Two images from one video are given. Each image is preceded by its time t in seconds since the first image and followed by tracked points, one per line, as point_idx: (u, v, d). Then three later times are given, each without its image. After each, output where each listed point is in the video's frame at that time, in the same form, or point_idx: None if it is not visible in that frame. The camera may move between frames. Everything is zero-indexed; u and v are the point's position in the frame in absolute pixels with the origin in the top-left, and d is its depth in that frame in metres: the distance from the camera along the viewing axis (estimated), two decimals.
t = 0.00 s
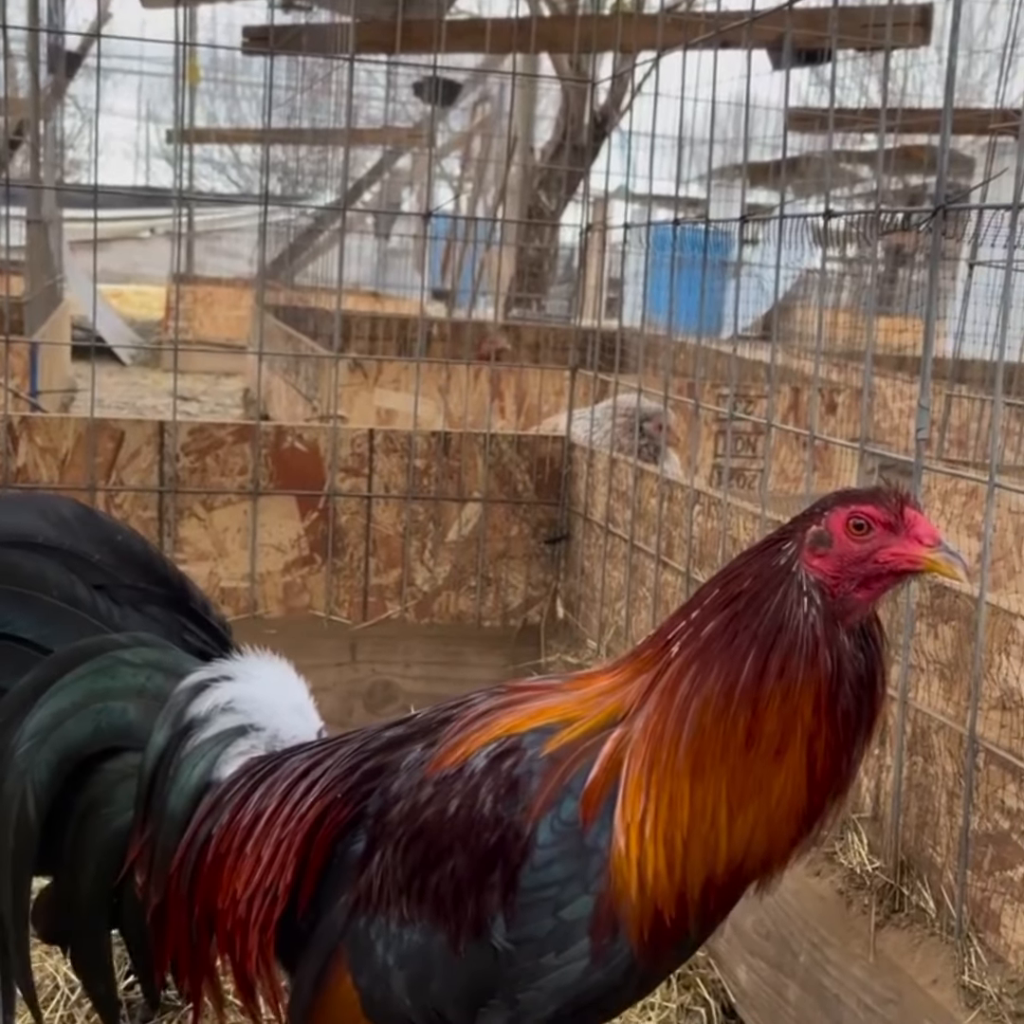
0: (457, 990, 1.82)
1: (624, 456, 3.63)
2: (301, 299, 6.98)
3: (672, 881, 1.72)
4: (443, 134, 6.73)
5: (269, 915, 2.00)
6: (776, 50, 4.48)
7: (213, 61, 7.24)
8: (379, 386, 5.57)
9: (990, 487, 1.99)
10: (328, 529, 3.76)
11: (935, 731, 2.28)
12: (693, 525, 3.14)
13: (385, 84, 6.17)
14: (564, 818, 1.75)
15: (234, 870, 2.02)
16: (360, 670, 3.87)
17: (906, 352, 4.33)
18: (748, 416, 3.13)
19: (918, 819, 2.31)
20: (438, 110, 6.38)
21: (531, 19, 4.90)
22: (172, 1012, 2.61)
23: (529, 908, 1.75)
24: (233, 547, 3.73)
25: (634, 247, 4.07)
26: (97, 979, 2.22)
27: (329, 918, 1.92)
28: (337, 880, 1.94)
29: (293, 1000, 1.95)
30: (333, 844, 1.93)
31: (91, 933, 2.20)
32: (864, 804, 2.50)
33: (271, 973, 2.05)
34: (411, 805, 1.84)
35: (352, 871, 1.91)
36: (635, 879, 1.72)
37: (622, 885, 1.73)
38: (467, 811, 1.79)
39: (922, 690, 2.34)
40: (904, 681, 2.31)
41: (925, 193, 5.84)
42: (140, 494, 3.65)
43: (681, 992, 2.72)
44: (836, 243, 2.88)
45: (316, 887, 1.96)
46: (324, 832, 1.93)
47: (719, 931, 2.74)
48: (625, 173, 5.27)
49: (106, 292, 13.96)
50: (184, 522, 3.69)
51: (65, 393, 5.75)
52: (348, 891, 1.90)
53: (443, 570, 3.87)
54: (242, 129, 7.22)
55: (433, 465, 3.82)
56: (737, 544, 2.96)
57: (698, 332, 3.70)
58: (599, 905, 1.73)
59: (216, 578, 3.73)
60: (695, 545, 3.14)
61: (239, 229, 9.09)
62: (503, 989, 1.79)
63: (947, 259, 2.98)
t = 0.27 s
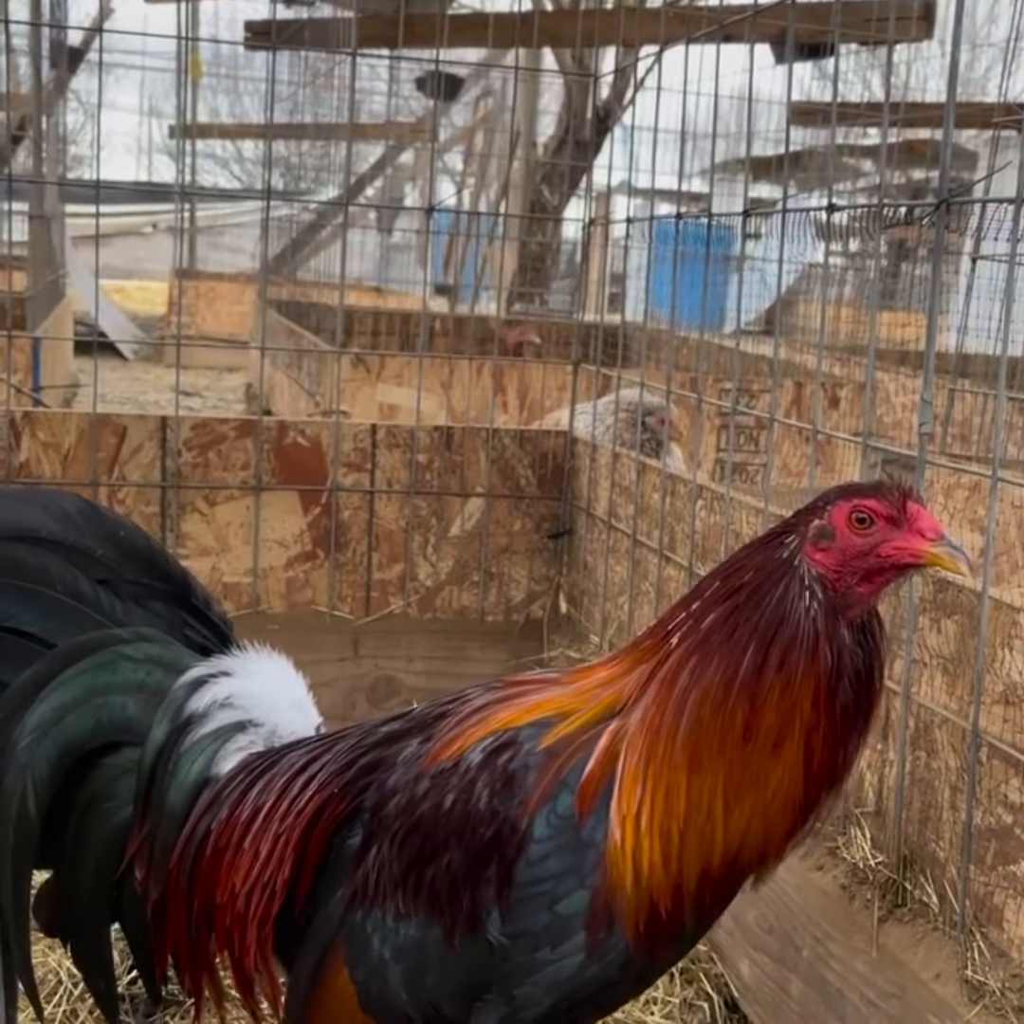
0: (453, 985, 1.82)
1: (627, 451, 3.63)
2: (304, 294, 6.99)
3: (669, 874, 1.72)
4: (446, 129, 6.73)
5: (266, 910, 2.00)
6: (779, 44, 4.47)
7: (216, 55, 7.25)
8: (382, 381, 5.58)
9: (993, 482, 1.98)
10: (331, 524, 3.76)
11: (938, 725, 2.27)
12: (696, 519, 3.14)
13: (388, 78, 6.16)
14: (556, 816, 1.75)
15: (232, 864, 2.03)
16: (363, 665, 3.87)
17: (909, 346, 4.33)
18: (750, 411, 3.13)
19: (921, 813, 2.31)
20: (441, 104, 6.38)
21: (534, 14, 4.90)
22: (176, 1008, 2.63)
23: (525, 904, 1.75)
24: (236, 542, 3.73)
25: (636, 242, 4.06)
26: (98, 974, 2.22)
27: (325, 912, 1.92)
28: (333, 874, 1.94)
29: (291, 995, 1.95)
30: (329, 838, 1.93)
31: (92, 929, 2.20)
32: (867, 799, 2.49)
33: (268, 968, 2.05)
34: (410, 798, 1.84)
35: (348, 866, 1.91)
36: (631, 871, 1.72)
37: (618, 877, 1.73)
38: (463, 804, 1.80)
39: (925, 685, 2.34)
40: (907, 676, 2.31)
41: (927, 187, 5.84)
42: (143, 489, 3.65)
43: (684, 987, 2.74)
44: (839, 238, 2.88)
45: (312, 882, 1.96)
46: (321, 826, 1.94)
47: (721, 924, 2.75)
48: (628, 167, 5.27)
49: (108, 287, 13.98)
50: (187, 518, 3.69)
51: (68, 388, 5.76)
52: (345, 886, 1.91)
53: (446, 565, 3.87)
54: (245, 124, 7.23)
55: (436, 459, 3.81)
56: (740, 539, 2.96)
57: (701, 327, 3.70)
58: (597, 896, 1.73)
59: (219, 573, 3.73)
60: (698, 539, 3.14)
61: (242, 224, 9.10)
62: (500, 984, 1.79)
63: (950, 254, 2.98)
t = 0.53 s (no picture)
0: (452, 980, 1.86)
1: (637, 446, 3.63)
2: (314, 290, 7.00)
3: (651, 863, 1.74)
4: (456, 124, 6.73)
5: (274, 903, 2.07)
6: (790, 38, 4.46)
7: (227, 51, 7.25)
8: (392, 376, 5.58)
9: (1004, 476, 1.97)
10: (341, 520, 3.76)
11: (949, 720, 2.27)
12: (706, 514, 3.13)
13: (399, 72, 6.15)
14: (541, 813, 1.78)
15: (240, 859, 2.09)
16: (374, 660, 3.88)
17: (921, 341, 4.31)
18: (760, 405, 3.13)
19: (932, 808, 2.30)
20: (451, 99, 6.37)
21: (544, 8, 4.89)
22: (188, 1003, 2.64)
23: (516, 902, 1.79)
24: (246, 538, 3.74)
25: (647, 235, 4.05)
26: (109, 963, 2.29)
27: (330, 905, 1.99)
28: (337, 869, 2.01)
29: (299, 985, 2.01)
30: (333, 831, 2.01)
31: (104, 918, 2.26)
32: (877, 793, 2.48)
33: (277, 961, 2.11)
34: (411, 794, 1.91)
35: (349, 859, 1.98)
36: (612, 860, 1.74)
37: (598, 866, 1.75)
38: (459, 803, 1.85)
39: (936, 679, 2.33)
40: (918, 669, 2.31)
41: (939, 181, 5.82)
42: (154, 484, 3.66)
43: (694, 982, 2.75)
44: (849, 232, 2.87)
45: (318, 875, 2.03)
46: (325, 820, 2.01)
47: (731, 920, 2.76)
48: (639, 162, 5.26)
49: (119, 283, 14.00)
50: (198, 513, 3.69)
51: (79, 384, 5.76)
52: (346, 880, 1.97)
53: (456, 560, 3.88)
54: (256, 120, 7.24)
55: (446, 454, 3.81)
56: (750, 533, 2.95)
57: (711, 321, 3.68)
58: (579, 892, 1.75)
59: (230, 568, 3.74)
60: (708, 534, 3.14)
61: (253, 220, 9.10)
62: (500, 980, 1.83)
63: (961, 247, 2.97)
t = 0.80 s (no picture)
0: (420, 958, 1.93)
1: (656, 440, 3.62)
2: (334, 285, 7.00)
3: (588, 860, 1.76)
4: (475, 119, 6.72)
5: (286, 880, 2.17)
6: (809, 31, 4.44)
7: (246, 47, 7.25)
8: (411, 372, 5.58)
9: None
10: (360, 515, 3.76)
11: (970, 715, 2.25)
12: (726, 508, 3.12)
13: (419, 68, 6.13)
14: (499, 792, 1.85)
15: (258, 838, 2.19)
16: (393, 655, 3.90)
17: (942, 334, 4.29)
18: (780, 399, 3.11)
19: (952, 803, 2.29)
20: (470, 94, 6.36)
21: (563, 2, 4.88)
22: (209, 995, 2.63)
23: (476, 879, 1.85)
24: (265, 533, 3.75)
25: (666, 229, 4.03)
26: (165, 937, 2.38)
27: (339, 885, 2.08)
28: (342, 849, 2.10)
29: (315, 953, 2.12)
30: (341, 814, 2.10)
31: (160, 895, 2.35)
32: (898, 788, 2.46)
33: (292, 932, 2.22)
34: (401, 779, 1.99)
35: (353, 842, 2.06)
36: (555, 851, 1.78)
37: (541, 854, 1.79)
38: (434, 784, 1.94)
39: (957, 673, 2.31)
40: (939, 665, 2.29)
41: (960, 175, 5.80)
42: (174, 480, 3.67)
43: (713, 976, 2.75)
44: (870, 226, 2.86)
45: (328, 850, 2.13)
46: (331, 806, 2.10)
47: (751, 915, 2.75)
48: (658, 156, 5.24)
49: (140, 280, 14.04)
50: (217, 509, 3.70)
51: (99, 380, 5.77)
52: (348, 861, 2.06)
53: (475, 555, 3.87)
54: (275, 116, 7.24)
55: (465, 450, 3.81)
56: (770, 528, 2.94)
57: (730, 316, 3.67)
58: (520, 875, 1.81)
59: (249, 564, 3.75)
60: (728, 529, 3.13)
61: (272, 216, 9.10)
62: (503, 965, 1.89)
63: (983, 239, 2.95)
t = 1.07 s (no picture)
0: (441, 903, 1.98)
1: (699, 432, 3.60)
2: (377, 279, 7.02)
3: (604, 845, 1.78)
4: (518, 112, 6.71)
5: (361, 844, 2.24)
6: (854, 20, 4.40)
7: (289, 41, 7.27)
8: (453, 365, 5.59)
9: None
10: (403, 508, 3.77)
11: (1017, 708, 2.22)
12: (769, 500, 3.11)
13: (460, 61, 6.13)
14: (530, 768, 1.90)
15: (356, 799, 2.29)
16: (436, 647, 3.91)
17: (989, 325, 4.24)
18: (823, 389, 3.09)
19: (1000, 797, 2.26)
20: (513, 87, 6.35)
21: None
22: (251, 988, 2.64)
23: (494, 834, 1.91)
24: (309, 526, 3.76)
25: (709, 221, 4.02)
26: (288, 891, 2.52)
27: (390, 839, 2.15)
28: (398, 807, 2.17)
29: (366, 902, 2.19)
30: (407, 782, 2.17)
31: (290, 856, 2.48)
32: (944, 782, 2.44)
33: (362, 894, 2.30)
34: (463, 747, 2.06)
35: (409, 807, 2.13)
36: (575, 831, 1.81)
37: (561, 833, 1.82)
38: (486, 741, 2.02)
39: (1004, 666, 2.28)
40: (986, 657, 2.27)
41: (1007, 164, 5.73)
42: (218, 473, 3.68)
43: (756, 970, 2.74)
44: (915, 215, 2.83)
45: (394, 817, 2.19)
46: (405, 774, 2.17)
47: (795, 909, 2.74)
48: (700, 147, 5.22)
49: (184, 275, 14.12)
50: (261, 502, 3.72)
51: (143, 375, 5.80)
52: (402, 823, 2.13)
53: (517, 548, 3.87)
54: (318, 110, 7.26)
55: (508, 442, 3.80)
56: (815, 520, 2.92)
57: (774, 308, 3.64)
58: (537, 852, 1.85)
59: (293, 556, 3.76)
60: (771, 520, 3.12)
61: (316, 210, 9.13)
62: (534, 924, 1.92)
63: None
